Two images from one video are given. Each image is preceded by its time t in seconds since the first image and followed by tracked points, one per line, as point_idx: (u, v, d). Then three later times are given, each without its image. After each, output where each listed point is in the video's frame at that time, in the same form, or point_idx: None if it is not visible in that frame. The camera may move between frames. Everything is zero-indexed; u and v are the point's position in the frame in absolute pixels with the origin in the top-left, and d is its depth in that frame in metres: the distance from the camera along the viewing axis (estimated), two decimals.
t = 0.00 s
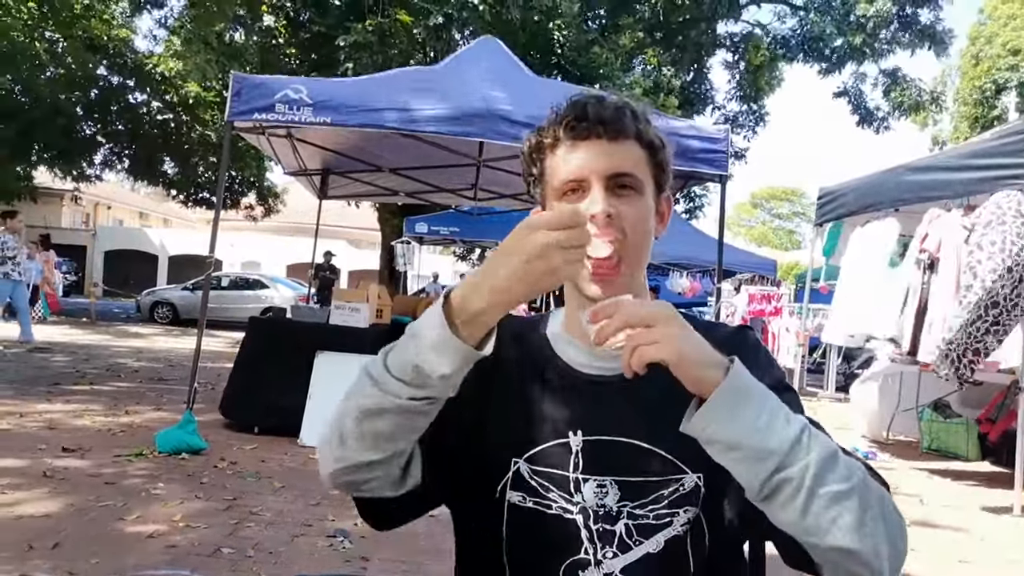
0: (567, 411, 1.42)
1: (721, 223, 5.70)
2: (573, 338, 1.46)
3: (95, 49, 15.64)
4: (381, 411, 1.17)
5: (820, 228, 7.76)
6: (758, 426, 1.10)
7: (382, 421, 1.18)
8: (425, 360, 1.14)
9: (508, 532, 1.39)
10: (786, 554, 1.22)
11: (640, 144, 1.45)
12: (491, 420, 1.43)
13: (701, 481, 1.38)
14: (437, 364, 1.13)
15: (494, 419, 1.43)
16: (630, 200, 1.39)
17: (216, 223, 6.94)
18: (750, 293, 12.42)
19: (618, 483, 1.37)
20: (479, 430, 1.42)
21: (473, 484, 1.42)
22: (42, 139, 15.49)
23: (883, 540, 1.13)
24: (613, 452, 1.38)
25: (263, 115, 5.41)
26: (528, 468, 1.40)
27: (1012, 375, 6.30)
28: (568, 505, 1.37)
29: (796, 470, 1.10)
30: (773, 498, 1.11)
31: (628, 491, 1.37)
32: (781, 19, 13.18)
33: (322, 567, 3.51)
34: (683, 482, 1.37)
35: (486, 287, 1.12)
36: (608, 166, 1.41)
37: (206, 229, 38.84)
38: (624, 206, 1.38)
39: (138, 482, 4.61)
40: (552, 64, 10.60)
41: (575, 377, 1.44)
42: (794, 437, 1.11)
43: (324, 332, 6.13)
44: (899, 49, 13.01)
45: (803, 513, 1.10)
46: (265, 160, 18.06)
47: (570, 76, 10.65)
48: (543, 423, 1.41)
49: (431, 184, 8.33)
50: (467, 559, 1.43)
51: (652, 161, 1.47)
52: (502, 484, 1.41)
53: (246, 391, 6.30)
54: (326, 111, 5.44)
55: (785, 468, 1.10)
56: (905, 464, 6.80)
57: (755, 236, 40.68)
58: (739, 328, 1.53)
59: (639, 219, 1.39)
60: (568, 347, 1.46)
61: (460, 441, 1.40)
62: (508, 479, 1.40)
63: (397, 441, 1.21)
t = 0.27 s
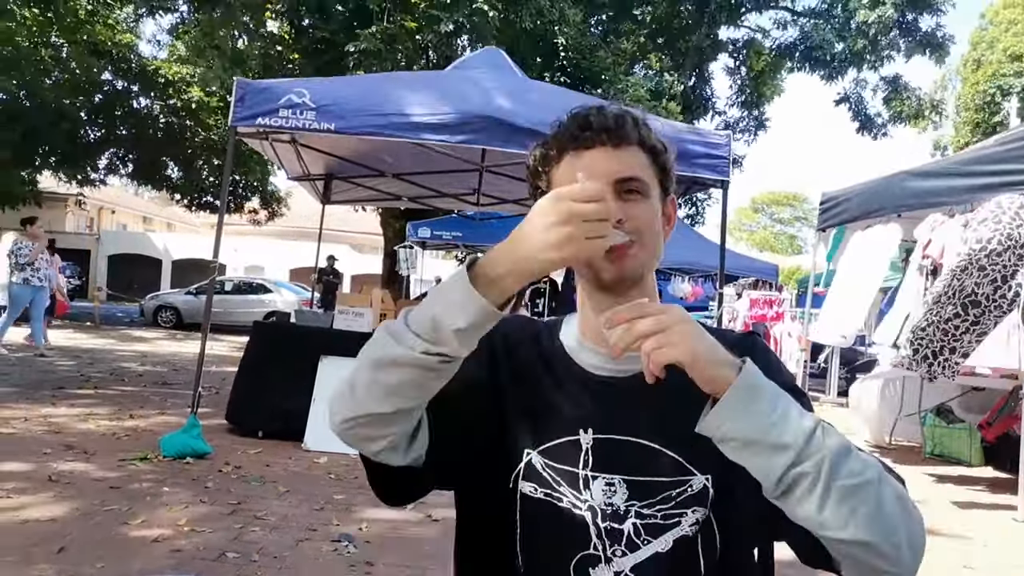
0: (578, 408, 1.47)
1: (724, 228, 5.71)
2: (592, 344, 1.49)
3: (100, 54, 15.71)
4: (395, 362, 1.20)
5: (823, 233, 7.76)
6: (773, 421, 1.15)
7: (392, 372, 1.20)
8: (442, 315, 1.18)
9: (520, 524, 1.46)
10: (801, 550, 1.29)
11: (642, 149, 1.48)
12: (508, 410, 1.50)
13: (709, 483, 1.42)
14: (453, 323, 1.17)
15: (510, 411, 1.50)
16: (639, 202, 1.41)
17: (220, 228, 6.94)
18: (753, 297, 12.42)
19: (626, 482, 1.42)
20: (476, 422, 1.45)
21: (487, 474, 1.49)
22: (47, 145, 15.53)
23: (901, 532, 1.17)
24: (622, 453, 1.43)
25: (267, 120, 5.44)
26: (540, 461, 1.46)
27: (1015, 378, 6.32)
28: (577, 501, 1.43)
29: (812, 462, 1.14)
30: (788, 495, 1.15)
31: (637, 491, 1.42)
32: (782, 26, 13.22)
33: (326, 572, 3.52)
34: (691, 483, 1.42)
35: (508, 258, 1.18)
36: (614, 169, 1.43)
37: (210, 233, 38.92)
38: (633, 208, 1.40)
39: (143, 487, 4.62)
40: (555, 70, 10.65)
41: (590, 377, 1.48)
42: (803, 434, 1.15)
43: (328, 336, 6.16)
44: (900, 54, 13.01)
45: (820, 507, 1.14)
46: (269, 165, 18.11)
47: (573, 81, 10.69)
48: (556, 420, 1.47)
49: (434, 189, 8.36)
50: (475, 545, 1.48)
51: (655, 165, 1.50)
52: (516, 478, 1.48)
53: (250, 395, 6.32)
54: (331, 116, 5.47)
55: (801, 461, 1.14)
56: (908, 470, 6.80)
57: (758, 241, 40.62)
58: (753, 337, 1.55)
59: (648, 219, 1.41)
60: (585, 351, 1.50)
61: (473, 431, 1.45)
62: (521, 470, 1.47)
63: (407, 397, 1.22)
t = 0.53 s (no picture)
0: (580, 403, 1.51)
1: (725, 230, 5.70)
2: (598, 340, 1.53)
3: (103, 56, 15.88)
4: (390, 331, 1.26)
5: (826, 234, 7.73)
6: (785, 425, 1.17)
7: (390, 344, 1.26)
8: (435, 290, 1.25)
9: (523, 514, 1.51)
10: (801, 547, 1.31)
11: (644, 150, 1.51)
12: (513, 401, 1.56)
13: (708, 479, 1.44)
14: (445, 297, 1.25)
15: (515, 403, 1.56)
16: (637, 201, 1.44)
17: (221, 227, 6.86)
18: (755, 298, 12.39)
19: (626, 477, 1.45)
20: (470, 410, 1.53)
21: (490, 464, 1.55)
22: (50, 147, 15.56)
23: (903, 532, 1.19)
24: (621, 447, 1.46)
25: (268, 121, 5.44)
26: (542, 452, 1.50)
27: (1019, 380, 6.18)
28: (576, 493, 1.47)
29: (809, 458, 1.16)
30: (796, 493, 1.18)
31: (635, 485, 1.45)
32: (784, 27, 13.20)
33: (325, 573, 3.52)
34: (690, 479, 1.44)
35: (500, 234, 1.24)
36: (613, 168, 1.45)
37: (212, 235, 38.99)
38: (631, 207, 1.43)
39: (144, 487, 4.63)
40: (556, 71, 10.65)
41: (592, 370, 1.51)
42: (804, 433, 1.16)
43: (330, 338, 6.18)
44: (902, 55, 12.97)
45: (825, 505, 1.16)
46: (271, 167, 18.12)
47: (574, 83, 10.68)
48: (558, 414, 1.52)
49: (436, 190, 8.37)
50: (479, 534, 1.54)
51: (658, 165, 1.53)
52: (519, 469, 1.52)
53: (249, 396, 6.29)
54: (333, 118, 5.48)
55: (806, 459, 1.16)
56: (911, 472, 6.78)
57: (759, 243, 40.53)
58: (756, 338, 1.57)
59: (646, 218, 1.44)
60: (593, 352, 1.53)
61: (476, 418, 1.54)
62: (523, 460, 1.52)
63: (401, 368, 1.27)
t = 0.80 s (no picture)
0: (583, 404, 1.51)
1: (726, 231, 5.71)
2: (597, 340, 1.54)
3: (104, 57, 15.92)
4: (367, 344, 1.29)
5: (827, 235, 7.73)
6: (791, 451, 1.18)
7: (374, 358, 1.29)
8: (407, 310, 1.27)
9: (523, 512, 1.52)
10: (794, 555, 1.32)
11: (655, 152, 1.53)
12: (512, 401, 1.57)
13: (705, 480, 1.45)
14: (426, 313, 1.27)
15: (514, 403, 1.57)
16: (643, 200, 1.46)
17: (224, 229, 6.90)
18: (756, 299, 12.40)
19: (623, 477, 1.47)
20: (462, 410, 1.52)
21: (486, 464, 1.55)
22: (52, 148, 15.57)
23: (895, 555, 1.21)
24: (619, 446, 1.48)
25: (270, 122, 5.46)
26: (541, 450, 1.52)
27: None
28: (574, 492, 1.49)
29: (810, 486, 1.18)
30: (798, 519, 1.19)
31: (632, 485, 1.47)
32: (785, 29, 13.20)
33: (326, 573, 3.52)
34: (687, 480, 1.46)
35: (478, 250, 1.25)
36: (622, 167, 1.48)
37: (214, 236, 39.02)
38: (638, 206, 1.45)
39: (145, 488, 4.64)
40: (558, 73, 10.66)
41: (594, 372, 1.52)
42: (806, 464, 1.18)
43: (331, 339, 6.17)
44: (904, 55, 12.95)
45: (824, 534, 1.18)
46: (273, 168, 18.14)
47: (576, 84, 10.69)
48: (558, 414, 1.53)
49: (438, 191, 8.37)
50: (476, 533, 1.54)
51: (669, 170, 1.56)
52: (519, 468, 1.54)
53: (251, 397, 6.30)
54: (335, 119, 5.48)
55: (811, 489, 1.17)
56: (912, 473, 6.78)
57: (761, 244, 40.50)
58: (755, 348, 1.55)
59: (651, 219, 1.45)
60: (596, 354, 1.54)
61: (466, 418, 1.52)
62: (524, 458, 1.53)
63: (381, 378, 1.30)
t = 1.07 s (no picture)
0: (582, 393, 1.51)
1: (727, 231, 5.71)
2: (603, 333, 1.56)
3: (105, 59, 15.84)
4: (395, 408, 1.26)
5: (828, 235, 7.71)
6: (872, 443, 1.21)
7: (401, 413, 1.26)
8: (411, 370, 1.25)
9: (524, 509, 1.48)
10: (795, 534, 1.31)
11: (661, 160, 1.54)
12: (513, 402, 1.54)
13: (701, 462, 1.45)
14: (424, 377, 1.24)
15: (524, 405, 1.53)
16: (647, 208, 1.47)
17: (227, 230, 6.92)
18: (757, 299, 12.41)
19: (626, 466, 1.45)
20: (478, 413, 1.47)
21: (496, 468, 1.49)
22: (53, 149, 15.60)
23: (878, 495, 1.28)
24: (618, 437, 1.47)
25: (273, 123, 5.47)
26: (543, 450, 1.49)
27: None
28: (578, 486, 1.46)
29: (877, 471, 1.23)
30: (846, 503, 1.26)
31: (635, 474, 1.45)
32: (786, 28, 13.20)
33: (327, 573, 3.52)
34: (685, 464, 1.45)
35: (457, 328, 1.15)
36: (629, 175, 1.48)
37: (216, 236, 39.09)
38: (642, 215, 1.46)
39: (146, 488, 4.64)
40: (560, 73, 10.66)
41: (593, 366, 1.52)
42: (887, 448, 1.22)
43: (333, 338, 6.18)
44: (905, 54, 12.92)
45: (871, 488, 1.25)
46: (274, 168, 18.14)
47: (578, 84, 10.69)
48: (561, 406, 1.51)
49: (440, 191, 8.39)
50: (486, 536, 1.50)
51: (673, 175, 1.57)
52: (527, 470, 1.49)
53: (252, 396, 6.31)
54: (337, 119, 5.48)
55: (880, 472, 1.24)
56: (914, 473, 6.77)
57: (762, 245, 40.49)
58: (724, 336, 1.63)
59: (654, 228, 1.46)
60: (597, 344, 1.55)
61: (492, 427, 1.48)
62: (524, 461, 1.49)
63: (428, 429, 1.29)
